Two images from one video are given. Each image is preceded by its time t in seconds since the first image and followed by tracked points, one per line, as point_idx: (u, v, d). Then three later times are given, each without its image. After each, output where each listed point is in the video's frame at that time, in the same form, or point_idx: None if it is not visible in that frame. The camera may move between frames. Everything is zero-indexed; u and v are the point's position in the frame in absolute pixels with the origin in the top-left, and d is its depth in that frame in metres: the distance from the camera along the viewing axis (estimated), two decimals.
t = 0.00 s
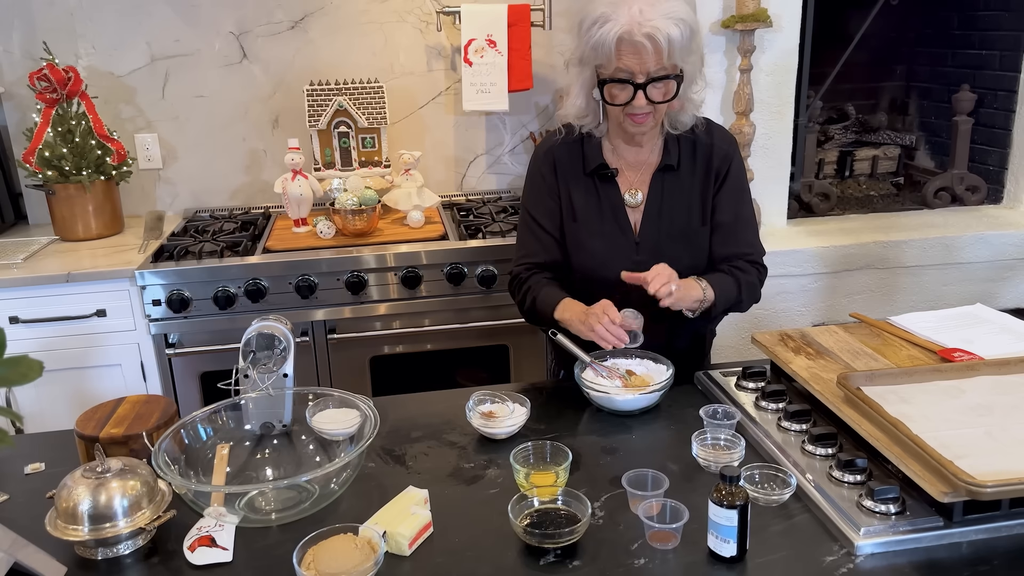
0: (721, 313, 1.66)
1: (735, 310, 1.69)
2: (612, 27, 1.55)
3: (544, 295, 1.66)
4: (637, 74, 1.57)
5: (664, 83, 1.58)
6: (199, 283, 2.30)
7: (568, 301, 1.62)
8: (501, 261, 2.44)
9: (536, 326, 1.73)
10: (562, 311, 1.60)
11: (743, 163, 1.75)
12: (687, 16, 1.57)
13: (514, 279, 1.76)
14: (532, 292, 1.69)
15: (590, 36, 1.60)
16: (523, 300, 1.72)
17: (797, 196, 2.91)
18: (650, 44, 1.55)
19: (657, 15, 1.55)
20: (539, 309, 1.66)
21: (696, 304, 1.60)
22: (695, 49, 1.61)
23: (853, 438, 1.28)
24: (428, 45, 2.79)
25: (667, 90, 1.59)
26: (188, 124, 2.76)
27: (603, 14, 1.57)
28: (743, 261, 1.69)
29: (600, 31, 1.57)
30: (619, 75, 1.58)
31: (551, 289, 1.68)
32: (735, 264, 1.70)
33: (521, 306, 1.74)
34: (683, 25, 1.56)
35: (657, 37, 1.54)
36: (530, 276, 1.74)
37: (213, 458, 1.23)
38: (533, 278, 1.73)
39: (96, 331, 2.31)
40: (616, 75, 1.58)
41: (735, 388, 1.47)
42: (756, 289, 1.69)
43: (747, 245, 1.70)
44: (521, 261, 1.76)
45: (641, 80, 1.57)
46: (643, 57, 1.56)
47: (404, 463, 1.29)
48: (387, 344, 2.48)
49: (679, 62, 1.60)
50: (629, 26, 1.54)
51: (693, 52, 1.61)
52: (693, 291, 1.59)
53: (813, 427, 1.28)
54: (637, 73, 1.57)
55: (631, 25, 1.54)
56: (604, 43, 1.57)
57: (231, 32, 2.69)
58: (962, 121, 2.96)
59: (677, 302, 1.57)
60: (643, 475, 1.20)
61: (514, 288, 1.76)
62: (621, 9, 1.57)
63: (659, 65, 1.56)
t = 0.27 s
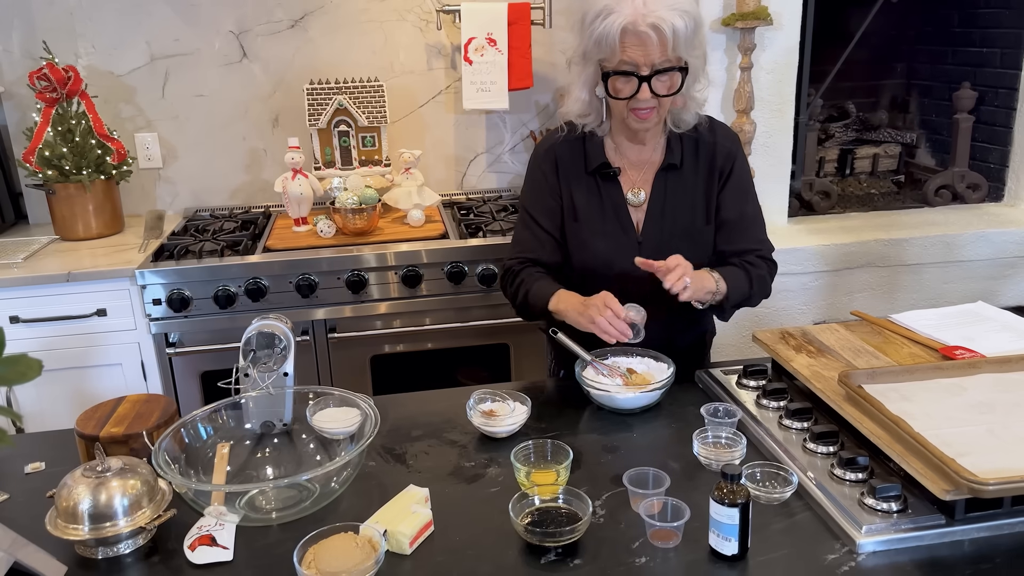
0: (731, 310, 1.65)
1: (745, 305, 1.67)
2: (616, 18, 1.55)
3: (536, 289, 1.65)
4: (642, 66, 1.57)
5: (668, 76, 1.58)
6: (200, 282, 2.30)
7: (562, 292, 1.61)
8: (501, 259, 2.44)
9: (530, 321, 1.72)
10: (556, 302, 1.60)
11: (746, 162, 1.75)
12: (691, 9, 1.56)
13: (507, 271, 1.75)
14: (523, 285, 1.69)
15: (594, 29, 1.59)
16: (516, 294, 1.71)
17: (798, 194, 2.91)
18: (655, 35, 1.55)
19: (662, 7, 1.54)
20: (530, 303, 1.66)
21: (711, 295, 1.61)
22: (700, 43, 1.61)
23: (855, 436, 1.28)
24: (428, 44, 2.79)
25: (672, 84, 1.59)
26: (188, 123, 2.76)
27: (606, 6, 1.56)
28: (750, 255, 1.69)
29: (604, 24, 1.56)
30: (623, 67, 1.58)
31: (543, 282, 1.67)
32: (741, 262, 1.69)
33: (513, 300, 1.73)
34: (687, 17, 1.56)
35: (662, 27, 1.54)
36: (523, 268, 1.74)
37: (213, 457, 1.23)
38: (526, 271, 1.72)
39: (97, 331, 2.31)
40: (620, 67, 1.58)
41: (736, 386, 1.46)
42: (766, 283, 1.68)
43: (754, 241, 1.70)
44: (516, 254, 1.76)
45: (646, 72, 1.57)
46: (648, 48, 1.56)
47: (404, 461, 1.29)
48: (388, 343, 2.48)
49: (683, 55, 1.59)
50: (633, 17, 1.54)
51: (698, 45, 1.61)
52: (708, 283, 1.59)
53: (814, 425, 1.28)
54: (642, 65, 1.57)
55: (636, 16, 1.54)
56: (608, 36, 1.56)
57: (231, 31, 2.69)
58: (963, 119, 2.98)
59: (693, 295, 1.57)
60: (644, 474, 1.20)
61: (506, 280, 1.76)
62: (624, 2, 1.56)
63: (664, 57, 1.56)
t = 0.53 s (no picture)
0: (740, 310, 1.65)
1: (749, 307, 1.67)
2: (620, 18, 1.55)
3: (549, 288, 1.55)
4: (646, 66, 1.57)
5: (672, 78, 1.58)
6: (201, 281, 2.30)
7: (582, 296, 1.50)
8: (502, 258, 2.44)
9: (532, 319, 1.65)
10: (576, 305, 1.48)
11: (746, 170, 1.77)
12: (694, 9, 1.56)
13: (515, 266, 1.66)
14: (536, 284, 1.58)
15: (596, 30, 1.59)
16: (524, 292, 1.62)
17: (798, 192, 2.91)
18: (659, 35, 1.54)
19: (666, 7, 1.54)
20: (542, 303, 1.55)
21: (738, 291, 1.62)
22: (703, 45, 1.61)
23: (855, 435, 1.28)
24: (428, 43, 2.79)
25: (675, 86, 1.59)
26: (189, 123, 2.76)
27: (609, 7, 1.56)
28: (752, 259, 1.70)
29: (607, 24, 1.56)
30: (626, 68, 1.58)
31: (555, 279, 1.57)
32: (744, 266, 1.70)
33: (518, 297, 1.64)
34: (691, 18, 1.55)
35: (666, 27, 1.53)
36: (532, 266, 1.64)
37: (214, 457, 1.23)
38: (536, 268, 1.63)
39: (98, 330, 2.31)
40: (623, 68, 1.58)
41: (736, 384, 1.47)
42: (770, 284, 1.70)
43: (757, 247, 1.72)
44: (523, 249, 1.67)
45: (649, 73, 1.57)
46: (652, 49, 1.56)
47: (405, 460, 1.29)
48: (389, 342, 2.48)
49: (687, 56, 1.59)
50: (636, 17, 1.54)
51: (702, 47, 1.61)
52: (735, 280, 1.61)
53: (815, 424, 1.28)
54: (646, 65, 1.57)
55: (639, 16, 1.54)
56: (611, 36, 1.56)
57: (231, 30, 2.69)
58: (964, 117, 2.99)
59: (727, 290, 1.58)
60: (645, 472, 1.20)
61: (513, 276, 1.66)
62: (627, 2, 1.56)
63: (668, 58, 1.56)
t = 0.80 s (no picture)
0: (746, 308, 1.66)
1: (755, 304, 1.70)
2: (625, 27, 1.51)
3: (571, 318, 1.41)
4: (651, 76, 1.53)
5: (679, 88, 1.54)
6: (201, 280, 2.30)
7: (608, 334, 1.36)
8: (502, 257, 2.43)
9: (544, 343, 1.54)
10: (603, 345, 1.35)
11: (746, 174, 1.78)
12: (701, 17, 1.52)
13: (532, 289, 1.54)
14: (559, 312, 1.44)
15: (601, 38, 1.56)
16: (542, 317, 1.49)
17: (799, 190, 2.91)
18: (666, 44, 1.51)
19: (672, 15, 1.51)
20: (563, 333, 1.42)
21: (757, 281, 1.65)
22: (711, 54, 1.57)
23: (856, 432, 1.28)
24: (428, 41, 2.79)
25: (681, 96, 1.55)
26: (189, 122, 2.76)
27: (615, 15, 1.53)
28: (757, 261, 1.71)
29: (612, 32, 1.53)
30: (632, 77, 1.54)
31: (578, 309, 1.44)
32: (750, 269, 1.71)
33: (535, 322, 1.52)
34: (698, 27, 1.52)
35: (672, 36, 1.50)
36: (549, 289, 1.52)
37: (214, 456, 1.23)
38: (555, 292, 1.50)
39: (99, 330, 2.31)
40: (628, 78, 1.54)
41: (737, 382, 1.47)
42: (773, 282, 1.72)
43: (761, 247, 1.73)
44: (540, 269, 1.55)
45: (655, 83, 1.53)
46: (658, 58, 1.52)
47: (405, 459, 1.29)
48: (389, 341, 2.48)
49: (694, 65, 1.56)
50: (642, 25, 1.50)
51: (709, 56, 1.57)
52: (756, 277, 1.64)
53: (815, 421, 1.28)
54: (652, 75, 1.53)
55: (645, 24, 1.51)
56: (616, 45, 1.53)
57: (231, 29, 2.69)
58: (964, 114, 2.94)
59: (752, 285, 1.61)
60: (646, 470, 1.19)
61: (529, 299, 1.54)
62: (633, 9, 1.52)
63: (675, 68, 1.53)
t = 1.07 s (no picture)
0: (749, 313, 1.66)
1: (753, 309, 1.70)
2: (629, 31, 1.50)
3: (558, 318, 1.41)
4: (656, 81, 1.52)
5: (683, 93, 1.54)
6: (202, 279, 2.30)
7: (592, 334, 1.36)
8: (503, 255, 2.43)
9: (536, 345, 1.53)
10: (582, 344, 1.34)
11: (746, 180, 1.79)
12: (706, 22, 1.52)
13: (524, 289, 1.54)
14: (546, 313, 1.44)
15: (605, 42, 1.54)
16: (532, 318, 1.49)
17: (800, 188, 2.91)
18: (670, 48, 1.50)
19: (677, 20, 1.50)
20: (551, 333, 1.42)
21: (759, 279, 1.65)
22: (715, 59, 1.57)
23: (857, 431, 1.28)
24: (429, 40, 2.78)
25: (685, 101, 1.55)
26: (189, 121, 2.76)
27: (619, 18, 1.51)
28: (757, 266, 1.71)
29: (616, 36, 1.51)
30: (636, 81, 1.53)
31: (565, 309, 1.44)
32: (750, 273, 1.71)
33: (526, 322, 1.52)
34: (702, 32, 1.52)
35: (677, 40, 1.49)
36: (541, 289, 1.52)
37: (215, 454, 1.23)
38: (547, 292, 1.50)
39: (100, 328, 2.31)
40: (633, 82, 1.53)
41: (738, 380, 1.46)
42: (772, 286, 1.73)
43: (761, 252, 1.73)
44: (533, 268, 1.55)
45: (660, 88, 1.53)
46: (663, 62, 1.51)
47: (406, 457, 1.28)
48: (390, 340, 2.47)
49: (698, 70, 1.55)
50: (647, 29, 1.49)
51: (713, 61, 1.57)
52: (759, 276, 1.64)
53: (817, 419, 1.28)
54: (656, 80, 1.52)
55: (650, 28, 1.49)
56: (620, 49, 1.51)
57: (232, 28, 2.68)
58: (966, 112, 2.96)
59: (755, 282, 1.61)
60: (646, 468, 1.18)
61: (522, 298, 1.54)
62: (638, 13, 1.51)
63: (680, 73, 1.52)
